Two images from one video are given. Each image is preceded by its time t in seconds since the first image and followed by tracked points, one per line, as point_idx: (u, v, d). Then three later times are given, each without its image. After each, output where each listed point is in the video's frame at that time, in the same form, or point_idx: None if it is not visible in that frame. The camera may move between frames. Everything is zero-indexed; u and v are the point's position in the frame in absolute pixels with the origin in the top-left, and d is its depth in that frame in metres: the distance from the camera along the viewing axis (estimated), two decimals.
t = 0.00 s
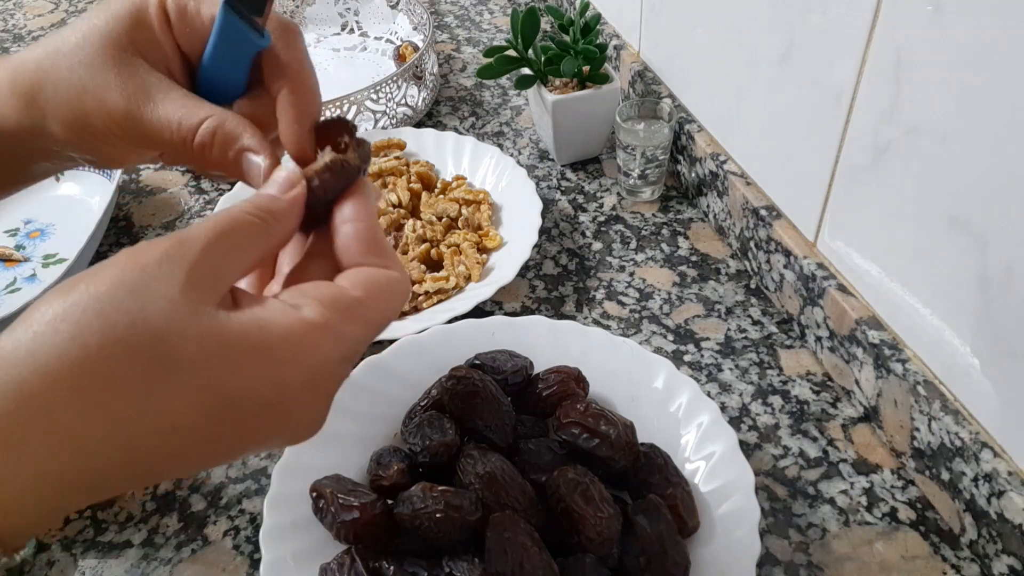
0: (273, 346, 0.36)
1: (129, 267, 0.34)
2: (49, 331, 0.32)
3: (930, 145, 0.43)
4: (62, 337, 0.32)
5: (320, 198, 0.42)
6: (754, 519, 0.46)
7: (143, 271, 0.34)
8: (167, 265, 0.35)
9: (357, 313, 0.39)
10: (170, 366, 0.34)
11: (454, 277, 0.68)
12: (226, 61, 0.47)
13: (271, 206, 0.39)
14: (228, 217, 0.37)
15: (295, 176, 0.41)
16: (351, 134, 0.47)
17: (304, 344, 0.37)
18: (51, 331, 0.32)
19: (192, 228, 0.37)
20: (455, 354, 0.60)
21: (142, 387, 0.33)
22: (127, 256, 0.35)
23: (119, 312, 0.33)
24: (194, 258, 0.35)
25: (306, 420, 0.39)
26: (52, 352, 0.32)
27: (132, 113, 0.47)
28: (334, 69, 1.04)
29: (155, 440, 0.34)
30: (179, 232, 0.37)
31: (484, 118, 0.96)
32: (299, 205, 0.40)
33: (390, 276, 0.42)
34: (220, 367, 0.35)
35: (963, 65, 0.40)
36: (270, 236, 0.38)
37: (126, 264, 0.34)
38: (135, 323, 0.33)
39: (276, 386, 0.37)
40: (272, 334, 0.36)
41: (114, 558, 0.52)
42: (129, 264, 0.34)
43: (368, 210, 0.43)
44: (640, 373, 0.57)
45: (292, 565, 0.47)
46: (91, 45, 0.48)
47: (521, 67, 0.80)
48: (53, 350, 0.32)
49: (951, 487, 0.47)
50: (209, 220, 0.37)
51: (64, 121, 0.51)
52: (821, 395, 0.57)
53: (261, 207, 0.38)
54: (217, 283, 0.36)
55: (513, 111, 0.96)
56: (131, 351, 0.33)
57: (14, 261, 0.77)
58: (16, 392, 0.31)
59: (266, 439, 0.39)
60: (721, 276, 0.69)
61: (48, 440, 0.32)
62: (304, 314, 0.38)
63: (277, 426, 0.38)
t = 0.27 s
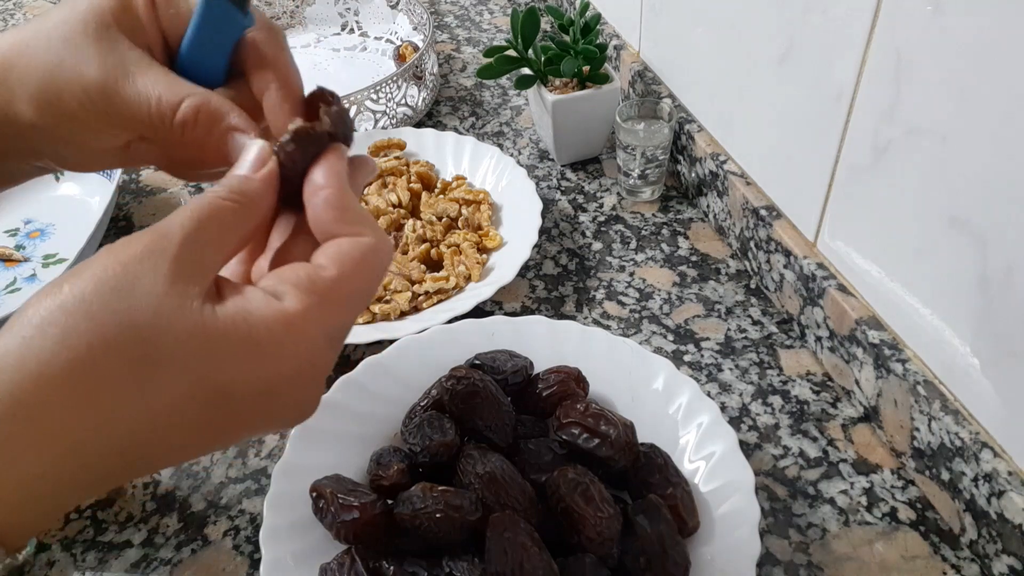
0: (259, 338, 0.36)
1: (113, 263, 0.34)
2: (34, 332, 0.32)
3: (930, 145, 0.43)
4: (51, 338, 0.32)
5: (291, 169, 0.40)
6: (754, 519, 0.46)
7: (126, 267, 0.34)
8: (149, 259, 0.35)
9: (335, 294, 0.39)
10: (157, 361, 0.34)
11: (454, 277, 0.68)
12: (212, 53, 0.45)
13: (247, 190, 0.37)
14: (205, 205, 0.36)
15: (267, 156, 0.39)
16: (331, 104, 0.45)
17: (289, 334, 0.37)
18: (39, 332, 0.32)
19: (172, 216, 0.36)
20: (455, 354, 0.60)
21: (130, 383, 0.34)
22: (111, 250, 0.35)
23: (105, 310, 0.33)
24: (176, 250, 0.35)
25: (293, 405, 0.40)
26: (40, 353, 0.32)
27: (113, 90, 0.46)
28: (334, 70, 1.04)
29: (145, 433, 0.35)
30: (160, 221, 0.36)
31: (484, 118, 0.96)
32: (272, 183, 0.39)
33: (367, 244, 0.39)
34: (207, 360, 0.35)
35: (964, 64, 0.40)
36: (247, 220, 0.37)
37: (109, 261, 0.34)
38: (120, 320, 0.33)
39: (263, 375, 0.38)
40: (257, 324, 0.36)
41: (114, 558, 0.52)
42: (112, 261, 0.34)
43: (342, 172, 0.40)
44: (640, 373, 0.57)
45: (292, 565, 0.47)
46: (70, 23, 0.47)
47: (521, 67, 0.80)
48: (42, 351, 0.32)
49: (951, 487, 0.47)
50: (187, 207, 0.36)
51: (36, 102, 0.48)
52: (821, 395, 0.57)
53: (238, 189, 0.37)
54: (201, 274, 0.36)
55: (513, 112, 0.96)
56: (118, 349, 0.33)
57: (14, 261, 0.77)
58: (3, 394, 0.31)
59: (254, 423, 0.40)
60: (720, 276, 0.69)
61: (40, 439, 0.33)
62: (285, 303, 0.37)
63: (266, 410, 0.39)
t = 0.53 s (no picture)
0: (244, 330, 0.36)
1: (101, 255, 0.35)
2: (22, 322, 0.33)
3: (930, 145, 0.43)
4: (40, 331, 0.33)
5: (278, 157, 0.40)
6: (754, 519, 0.46)
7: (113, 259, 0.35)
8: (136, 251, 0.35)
9: (320, 282, 0.38)
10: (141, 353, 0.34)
11: (454, 277, 0.68)
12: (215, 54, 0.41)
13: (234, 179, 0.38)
14: (192, 196, 0.36)
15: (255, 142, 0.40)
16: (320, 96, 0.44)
17: (274, 326, 0.37)
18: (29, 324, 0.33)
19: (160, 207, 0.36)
20: (455, 354, 0.60)
21: (114, 374, 0.34)
22: (101, 242, 0.36)
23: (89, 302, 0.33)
24: (162, 242, 0.35)
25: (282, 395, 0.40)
26: (30, 344, 0.33)
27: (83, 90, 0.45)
28: (335, 70, 1.04)
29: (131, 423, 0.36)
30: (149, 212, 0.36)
31: (484, 118, 0.96)
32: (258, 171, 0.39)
33: (350, 229, 0.38)
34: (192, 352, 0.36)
35: (964, 65, 0.40)
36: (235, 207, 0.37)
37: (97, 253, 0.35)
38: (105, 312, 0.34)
39: (250, 366, 0.38)
40: (244, 316, 0.36)
41: (114, 558, 0.52)
42: (101, 254, 0.35)
43: (327, 155, 0.40)
44: (640, 373, 0.57)
45: (292, 565, 0.47)
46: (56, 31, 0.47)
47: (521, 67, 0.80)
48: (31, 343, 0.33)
49: (951, 487, 0.47)
50: (173, 198, 0.36)
51: (26, 114, 0.49)
52: (821, 395, 0.57)
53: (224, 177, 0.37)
54: (188, 266, 0.36)
55: (513, 112, 0.96)
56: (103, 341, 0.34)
57: (14, 262, 0.77)
58: None
59: (245, 413, 0.40)
60: (720, 276, 0.69)
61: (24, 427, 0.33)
62: (269, 294, 0.37)
63: (254, 400, 0.40)
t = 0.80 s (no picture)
0: (250, 340, 0.37)
1: (106, 255, 0.34)
2: (23, 323, 0.32)
3: (930, 145, 0.43)
4: (42, 330, 0.32)
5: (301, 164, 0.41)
6: (754, 519, 0.46)
7: (121, 265, 0.34)
8: (145, 258, 0.34)
9: (334, 299, 0.39)
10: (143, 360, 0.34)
11: (454, 277, 0.68)
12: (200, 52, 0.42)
13: (248, 183, 0.38)
14: (205, 199, 0.36)
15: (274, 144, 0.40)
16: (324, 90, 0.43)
17: (281, 338, 0.38)
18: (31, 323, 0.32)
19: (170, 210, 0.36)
20: (455, 354, 0.60)
21: (119, 378, 0.34)
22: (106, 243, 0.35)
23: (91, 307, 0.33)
24: (171, 246, 0.35)
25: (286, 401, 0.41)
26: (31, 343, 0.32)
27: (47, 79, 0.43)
28: (334, 69, 1.04)
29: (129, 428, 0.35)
30: (159, 215, 0.36)
31: (484, 118, 0.96)
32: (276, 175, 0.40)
33: (369, 250, 0.40)
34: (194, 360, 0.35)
35: (964, 65, 0.40)
36: (246, 209, 0.38)
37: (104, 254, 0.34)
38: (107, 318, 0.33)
39: (252, 374, 0.38)
40: (253, 326, 0.37)
41: (114, 558, 0.52)
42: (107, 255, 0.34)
43: (350, 171, 0.41)
44: (640, 373, 0.57)
45: (292, 565, 0.47)
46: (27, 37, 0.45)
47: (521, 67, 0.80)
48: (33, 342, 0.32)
49: (951, 487, 0.47)
50: (185, 201, 0.36)
51: None
52: (820, 395, 0.57)
53: (238, 182, 0.38)
54: (194, 272, 0.36)
55: (513, 112, 0.96)
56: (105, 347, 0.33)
57: (14, 262, 0.77)
58: None
59: (244, 418, 0.40)
60: (720, 276, 0.69)
61: (17, 431, 0.32)
62: (278, 307, 0.38)
63: (251, 408, 0.40)
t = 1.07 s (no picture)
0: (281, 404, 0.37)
1: (144, 309, 0.33)
2: (47, 379, 0.31)
3: (930, 145, 0.44)
4: (73, 384, 0.31)
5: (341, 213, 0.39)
6: (754, 519, 0.46)
7: (156, 322, 0.33)
8: (181, 315, 0.33)
9: (371, 370, 0.40)
10: (173, 420, 0.33)
11: (454, 277, 0.68)
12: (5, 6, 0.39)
13: (288, 226, 0.36)
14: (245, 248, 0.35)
15: (317, 185, 0.37)
16: (381, 146, 0.41)
17: (310, 404, 0.38)
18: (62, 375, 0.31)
19: (208, 261, 0.35)
20: (455, 354, 0.60)
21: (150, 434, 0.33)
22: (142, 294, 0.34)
23: (122, 366, 0.32)
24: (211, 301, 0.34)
25: (310, 459, 0.40)
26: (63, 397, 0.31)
27: None
28: (334, 69, 1.04)
29: (150, 490, 0.34)
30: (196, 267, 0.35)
31: (484, 118, 0.96)
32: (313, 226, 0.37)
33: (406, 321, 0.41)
34: (224, 420, 0.35)
35: (963, 65, 0.40)
36: (287, 258, 0.36)
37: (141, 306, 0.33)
38: (138, 377, 0.32)
39: (278, 435, 0.37)
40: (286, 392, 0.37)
41: (114, 558, 0.52)
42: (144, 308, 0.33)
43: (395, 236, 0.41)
44: (640, 373, 0.57)
45: (291, 564, 0.47)
46: None
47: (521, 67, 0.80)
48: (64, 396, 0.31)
49: (951, 487, 0.47)
50: (225, 253, 0.35)
51: None
52: (821, 395, 0.57)
53: (278, 230, 0.36)
54: (232, 331, 0.35)
55: (513, 111, 0.96)
56: (134, 406, 0.32)
57: (14, 261, 0.77)
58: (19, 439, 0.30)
59: (265, 477, 0.39)
60: (720, 276, 0.69)
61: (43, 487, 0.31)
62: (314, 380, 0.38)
63: (272, 469, 0.39)
